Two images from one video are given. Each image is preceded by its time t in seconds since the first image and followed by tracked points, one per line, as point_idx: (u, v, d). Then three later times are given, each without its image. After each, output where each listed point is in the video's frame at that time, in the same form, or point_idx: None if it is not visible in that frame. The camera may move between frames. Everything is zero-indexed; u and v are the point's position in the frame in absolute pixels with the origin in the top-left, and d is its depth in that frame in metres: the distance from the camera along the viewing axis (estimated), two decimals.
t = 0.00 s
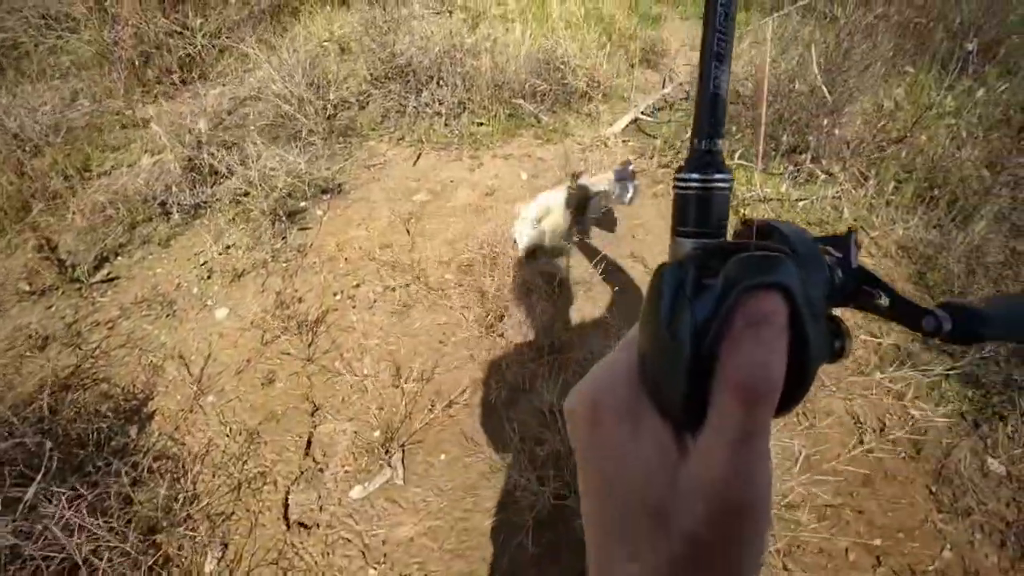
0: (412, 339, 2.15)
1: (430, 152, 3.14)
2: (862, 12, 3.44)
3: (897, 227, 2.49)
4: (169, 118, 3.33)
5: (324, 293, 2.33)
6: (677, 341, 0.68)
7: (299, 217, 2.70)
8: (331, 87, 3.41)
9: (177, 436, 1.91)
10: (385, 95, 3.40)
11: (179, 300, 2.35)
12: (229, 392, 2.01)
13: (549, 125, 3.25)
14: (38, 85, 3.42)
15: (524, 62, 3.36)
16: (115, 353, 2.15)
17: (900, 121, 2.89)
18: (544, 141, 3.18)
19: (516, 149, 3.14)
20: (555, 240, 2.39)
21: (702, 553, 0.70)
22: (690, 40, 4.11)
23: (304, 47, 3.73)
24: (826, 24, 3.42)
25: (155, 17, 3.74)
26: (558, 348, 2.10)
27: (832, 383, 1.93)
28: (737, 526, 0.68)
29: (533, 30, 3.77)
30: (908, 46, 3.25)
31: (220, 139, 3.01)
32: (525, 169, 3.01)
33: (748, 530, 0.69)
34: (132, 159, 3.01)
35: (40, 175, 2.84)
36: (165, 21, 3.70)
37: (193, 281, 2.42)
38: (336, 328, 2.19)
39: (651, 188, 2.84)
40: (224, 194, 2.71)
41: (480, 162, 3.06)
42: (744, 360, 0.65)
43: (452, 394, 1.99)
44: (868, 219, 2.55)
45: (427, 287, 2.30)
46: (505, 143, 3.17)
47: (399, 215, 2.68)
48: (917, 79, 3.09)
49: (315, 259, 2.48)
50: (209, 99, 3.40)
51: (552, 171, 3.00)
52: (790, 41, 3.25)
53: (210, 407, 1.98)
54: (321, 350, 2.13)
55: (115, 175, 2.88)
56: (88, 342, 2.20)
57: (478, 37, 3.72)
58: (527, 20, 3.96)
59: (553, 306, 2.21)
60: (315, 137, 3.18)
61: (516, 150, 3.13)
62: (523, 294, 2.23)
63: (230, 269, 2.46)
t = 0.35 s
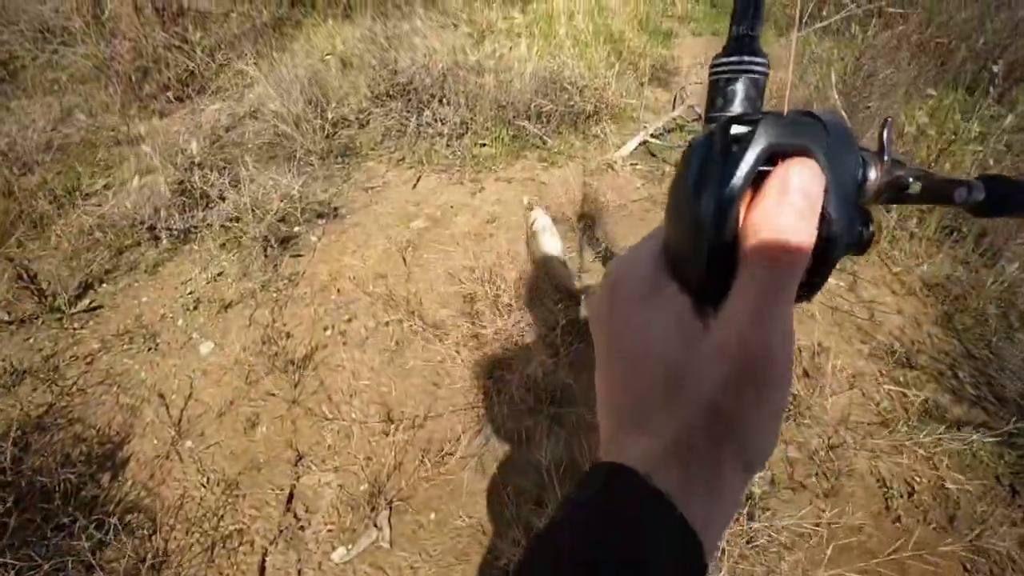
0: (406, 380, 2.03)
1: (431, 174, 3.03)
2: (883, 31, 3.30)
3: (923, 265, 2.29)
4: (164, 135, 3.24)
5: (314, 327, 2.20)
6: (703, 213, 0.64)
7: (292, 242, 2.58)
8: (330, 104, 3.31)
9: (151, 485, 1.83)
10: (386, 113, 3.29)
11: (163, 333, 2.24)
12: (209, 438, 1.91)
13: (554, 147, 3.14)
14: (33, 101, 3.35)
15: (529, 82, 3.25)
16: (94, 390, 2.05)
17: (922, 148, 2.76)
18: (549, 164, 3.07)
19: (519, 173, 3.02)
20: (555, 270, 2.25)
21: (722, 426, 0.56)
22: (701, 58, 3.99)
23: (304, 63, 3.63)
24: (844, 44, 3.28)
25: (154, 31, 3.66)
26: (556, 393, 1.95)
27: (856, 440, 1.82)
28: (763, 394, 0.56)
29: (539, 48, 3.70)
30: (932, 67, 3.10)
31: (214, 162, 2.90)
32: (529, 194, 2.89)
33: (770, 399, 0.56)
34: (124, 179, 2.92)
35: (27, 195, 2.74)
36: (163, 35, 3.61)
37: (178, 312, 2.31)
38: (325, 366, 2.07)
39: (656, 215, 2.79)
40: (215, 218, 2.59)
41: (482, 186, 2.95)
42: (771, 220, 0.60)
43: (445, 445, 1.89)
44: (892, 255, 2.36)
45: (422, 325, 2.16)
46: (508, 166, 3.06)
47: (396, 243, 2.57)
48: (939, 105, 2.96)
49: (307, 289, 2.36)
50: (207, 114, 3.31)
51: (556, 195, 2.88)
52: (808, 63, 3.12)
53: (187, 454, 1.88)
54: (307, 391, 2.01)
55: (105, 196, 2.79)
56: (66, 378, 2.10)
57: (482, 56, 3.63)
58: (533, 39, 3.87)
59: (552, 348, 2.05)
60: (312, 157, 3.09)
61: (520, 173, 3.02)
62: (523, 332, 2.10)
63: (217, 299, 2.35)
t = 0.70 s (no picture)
0: (442, 452, 1.85)
1: (462, 214, 2.88)
2: (941, 67, 3.13)
3: (1004, 328, 2.17)
4: (185, 167, 3.12)
5: (340, 387, 2.03)
6: (579, 339, 1.00)
7: (315, 287, 2.39)
8: (357, 137, 3.17)
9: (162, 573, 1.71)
10: (415, 148, 3.15)
11: (177, 389, 2.06)
12: (224, 517, 1.77)
13: (593, 185, 2.96)
14: (52, 131, 3.24)
15: (566, 115, 3.08)
16: (101, 455, 1.89)
17: (994, 195, 2.56)
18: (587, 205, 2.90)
19: (556, 214, 2.86)
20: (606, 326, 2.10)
21: (592, 537, 0.90)
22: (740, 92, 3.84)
23: (330, 93, 3.51)
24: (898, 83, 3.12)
25: (178, 60, 3.53)
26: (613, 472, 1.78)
27: (957, 541, 1.66)
28: (625, 517, 0.90)
29: (574, 82, 3.58)
30: (999, 107, 2.92)
31: (236, 199, 2.81)
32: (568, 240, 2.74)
33: (641, 507, 0.91)
34: (142, 215, 2.80)
35: (40, 232, 2.60)
36: (187, 63, 3.50)
37: (194, 365, 2.14)
38: (354, 434, 1.90)
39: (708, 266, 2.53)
40: (235, 260, 2.42)
41: (517, 229, 2.81)
42: (633, 353, 0.99)
43: (483, 531, 1.72)
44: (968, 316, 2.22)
45: (458, 390, 1.98)
46: (544, 206, 2.90)
47: (427, 289, 2.38)
48: (1008, 148, 2.77)
49: (332, 342, 2.19)
50: (230, 146, 3.18)
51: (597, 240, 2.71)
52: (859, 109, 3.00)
53: (201, 536, 1.74)
54: (334, 462, 1.85)
55: (123, 236, 2.66)
56: (71, 440, 1.94)
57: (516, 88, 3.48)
58: (567, 71, 3.73)
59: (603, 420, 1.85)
60: (338, 194, 2.94)
61: (557, 215, 2.86)
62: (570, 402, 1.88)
63: (235, 351, 2.17)
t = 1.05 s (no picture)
0: (466, 509, 1.78)
1: (483, 251, 2.84)
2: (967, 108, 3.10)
3: None
4: (206, 202, 3.12)
5: (361, 437, 1.97)
6: None
7: (335, 328, 2.35)
8: (377, 171, 3.15)
9: None
10: (435, 184, 3.11)
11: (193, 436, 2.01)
12: None
13: (615, 225, 2.94)
14: (73, 162, 3.24)
15: (588, 154, 3.08)
16: (113, 506, 1.83)
17: None
18: (610, 244, 2.86)
19: (578, 254, 2.82)
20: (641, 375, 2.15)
21: None
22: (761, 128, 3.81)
23: (350, 126, 3.52)
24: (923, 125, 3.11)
25: (201, 93, 3.55)
26: (646, 536, 1.71)
27: None
28: None
29: (595, 117, 3.57)
30: None
31: (257, 237, 2.78)
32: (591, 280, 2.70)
33: None
34: (161, 251, 2.78)
35: (60, 269, 2.58)
36: (209, 96, 3.52)
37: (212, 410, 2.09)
38: (376, 487, 1.84)
39: (738, 311, 2.42)
40: (253, 298, 2.37)
41: (538, 268, 2.76)
42: None
43: None
44: (1011, 368, 2.14)
45: (482, 440, 1.94)
46: (566, 245, 2.87)
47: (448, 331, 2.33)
48: None
49: (352, 387, 2.14)
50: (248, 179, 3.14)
51: (620, 281, 2.68)
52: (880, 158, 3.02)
53: None
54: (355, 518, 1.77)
55: (140, 270, 2.63)
56: (84, 488, 1.88)
57: (536, 124, 3.49)
58: (587, 105, 3.72)
59: (638, 479, 1.84)
60: (358, 229, 2.91)
61: (580, 254, 2.81)
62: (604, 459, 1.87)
63: (253, 396, 2.12)
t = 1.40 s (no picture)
0: (464, 532, 1.76)
1: (484, 269, 2.84)
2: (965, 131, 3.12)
3: None
4: (210, 218, 3.14)
5: (361, 457, 1.97)
6: None
7: (336, 347, 2.39)
8: (380, 189, 3.18)
9: None
10: (438, 201, 3.17)
11: (193, 455, 2.01)
12: None
13: (617, 244, 2.94)
14: (80, 178, 3.27)
15: (590, 173, 3.10)
16: (111, 527, 1.82)
17: None
18: (611, 262, 2.86)
19: (580, 272, 2.81)
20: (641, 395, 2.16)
21: None
22: (761, 146, 3.84)
23: (354, 143, 3.55)
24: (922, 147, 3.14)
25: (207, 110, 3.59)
26: (647, 564, 1.68)
27: None
28: None
29: (598, 135, 3.60)
30: None
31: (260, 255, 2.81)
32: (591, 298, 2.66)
33: None
34: (165, 268, 2.79)
35: (65, 285, 2.60)
36: (216, 113, 3.55)
37: (212, 429, 2.09)
38: (373, 509, 1.82)
39: (740, 331, 2.42)
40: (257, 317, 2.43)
41: (539, 285, 2.74)
42: None
43: None
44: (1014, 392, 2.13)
45: (481, 462, 1.92)
46: (567, 263, 2.86)
47: (449, 352, 2.36)
48: None
49: (352, 407, 2.14)
50: (252, 198, 3.17)
51: (623, 299, 2.65)
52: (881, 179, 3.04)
53: None
54: (353, 541, 1.75)
55: (144, 287, 2.64)
56: (84, 508, 1.87)
57: (538, 142, 3.52)
58: (589, 123, 3.75)
59: (633, 504, 1.80)
60: (360, 246, 2.93)
61: (581, 272, 2.81)
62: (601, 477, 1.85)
63: (254, 415, 2.13)
